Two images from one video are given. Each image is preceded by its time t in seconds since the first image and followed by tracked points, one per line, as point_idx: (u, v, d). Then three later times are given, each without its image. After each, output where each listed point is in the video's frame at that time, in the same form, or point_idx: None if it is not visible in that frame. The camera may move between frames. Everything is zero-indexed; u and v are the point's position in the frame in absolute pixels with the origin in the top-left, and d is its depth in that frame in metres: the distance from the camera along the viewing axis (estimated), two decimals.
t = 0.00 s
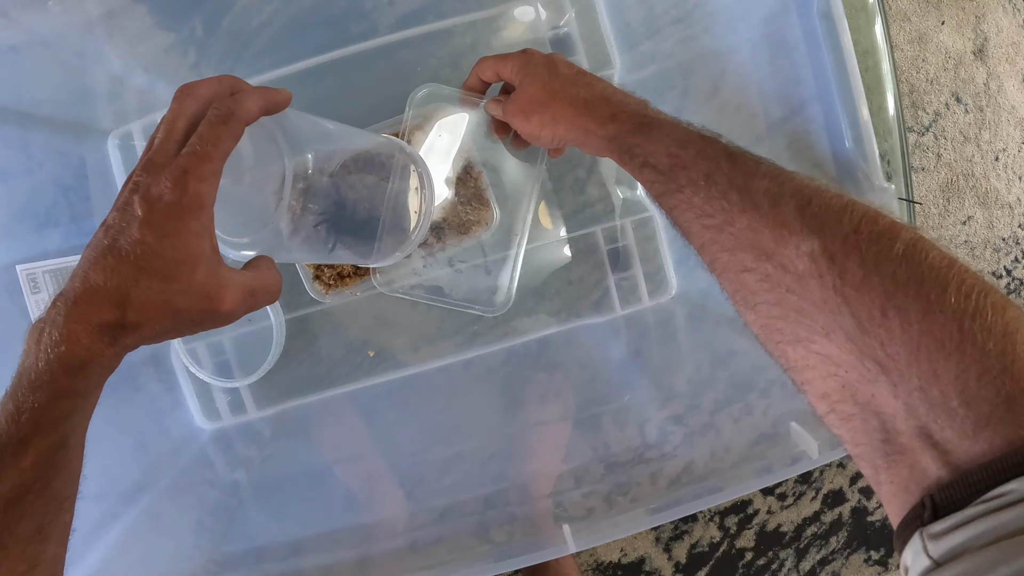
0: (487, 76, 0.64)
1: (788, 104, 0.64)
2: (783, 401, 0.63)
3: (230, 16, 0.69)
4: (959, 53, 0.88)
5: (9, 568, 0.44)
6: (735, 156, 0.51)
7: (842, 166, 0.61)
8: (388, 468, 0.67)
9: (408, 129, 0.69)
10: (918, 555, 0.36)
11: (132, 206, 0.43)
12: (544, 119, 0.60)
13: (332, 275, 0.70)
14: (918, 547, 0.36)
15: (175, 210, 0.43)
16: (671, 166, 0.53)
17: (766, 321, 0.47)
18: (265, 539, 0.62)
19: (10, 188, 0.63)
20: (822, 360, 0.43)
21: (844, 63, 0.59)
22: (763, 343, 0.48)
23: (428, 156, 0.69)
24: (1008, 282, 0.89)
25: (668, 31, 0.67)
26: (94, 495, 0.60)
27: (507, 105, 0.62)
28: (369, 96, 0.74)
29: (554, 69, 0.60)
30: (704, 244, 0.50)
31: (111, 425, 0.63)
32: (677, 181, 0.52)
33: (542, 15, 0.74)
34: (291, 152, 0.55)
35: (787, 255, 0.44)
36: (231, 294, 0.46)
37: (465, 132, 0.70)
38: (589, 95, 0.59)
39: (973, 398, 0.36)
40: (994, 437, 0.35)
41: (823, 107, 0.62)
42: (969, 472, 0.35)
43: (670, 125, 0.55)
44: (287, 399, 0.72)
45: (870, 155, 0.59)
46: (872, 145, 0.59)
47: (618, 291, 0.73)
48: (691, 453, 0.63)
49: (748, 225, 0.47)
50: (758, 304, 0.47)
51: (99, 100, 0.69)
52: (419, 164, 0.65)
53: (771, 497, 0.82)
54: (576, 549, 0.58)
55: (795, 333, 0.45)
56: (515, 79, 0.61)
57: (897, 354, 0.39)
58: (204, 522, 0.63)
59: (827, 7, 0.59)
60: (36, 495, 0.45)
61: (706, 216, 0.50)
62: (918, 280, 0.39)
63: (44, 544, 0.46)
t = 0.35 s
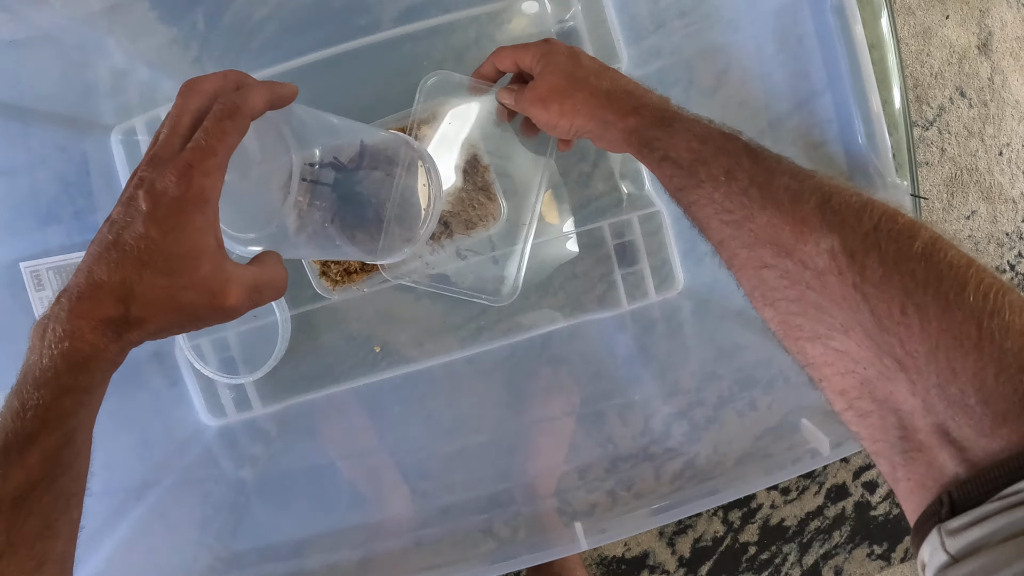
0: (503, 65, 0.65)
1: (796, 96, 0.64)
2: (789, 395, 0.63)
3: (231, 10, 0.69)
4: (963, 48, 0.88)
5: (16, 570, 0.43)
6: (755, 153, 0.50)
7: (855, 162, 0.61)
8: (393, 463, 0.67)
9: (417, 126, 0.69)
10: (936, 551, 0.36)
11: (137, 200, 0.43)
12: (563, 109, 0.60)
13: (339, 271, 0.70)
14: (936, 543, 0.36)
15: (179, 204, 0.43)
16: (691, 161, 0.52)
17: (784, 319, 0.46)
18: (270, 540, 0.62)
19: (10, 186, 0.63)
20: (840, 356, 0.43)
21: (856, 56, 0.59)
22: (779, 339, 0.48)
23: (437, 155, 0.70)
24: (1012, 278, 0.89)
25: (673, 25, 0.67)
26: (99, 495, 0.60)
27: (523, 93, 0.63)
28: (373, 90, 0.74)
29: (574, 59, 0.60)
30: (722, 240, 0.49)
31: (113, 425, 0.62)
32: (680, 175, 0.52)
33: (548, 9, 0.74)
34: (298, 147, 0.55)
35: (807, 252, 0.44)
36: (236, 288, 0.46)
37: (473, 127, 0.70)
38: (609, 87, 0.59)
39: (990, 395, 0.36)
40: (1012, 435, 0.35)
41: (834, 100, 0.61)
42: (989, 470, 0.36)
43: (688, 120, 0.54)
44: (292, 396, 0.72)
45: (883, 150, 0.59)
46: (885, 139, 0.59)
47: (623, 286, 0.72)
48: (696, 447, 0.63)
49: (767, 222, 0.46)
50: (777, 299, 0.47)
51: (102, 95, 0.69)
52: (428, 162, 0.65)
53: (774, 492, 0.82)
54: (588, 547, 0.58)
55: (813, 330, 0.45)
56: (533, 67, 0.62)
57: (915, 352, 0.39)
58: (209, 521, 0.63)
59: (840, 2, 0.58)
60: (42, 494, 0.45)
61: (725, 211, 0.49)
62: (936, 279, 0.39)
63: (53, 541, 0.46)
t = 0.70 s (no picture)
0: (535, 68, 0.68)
1: (800, 91, 0.63)
2: (791, 394, 0.63)
3: (232, 7, 0.68)
4: (965, 45, 0.88)
5: (17, 566, 0.44)
6: (772, 170, 0.50)
7: (858, 161, 0.60)
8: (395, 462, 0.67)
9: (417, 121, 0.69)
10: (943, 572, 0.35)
11: (135, 195, 0.44)
12: (580, 104, 0.61)
13: (340, 268, 0.69)
14: (944, 565, 0.36)
15: (178, 198, 0.43)
16: (707, 172, 0.51)
17: (792, 337, 0.46)
18: (272, 538, 0.62)
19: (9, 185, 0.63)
20: (848, 377, 0.43)
21: (857, 48, 0.58)
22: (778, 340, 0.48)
23: (438, 153, 0.70)
24: (1013, 274, 0.89)
25: (674, 22, 0.67)
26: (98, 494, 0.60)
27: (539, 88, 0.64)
28: (374, 86, 0.74)
29: (601, 63, 0.63)
30: (732, 255, 0.49)
31: (110, 424, 0.62)
32: (683, 173, 0.52)
33: (549, 5, 0.74)
34: (295, 144, 0.54)
35: (822, 270, 0.44)
36: (234, 281, 0.45)
37: (474, 122, 0.71)
38: (627, 91, 0.60)
39: (1002, 422, 0.36)
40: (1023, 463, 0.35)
41: (835, 95, 0.60)
42: (997, 496, 0.35)
43: (705, 138, 0.54)
44: (293, 393, 0.72)
45: (885, 150, 0.59)
46: (886, 136, 0.59)
47: (625, 283, 0.72)
48: (697, 445, 0.63)
49: (782, 239, 0.46)
50: (786, 317, 0.46)
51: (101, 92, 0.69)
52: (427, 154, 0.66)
53: (776, 488, 0.82)
54: (590, 546, 0.58)
55: (822, 349, 0.44)
56: (562, 63, 0.64)
57: (929, 376, 0.39)
58: (213, 514, 0.63)
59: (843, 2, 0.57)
60: (43, 489, 0.46)
61: (739, 225, 0.48)
62: (951, 306, 0.39)
63: (53, 537, 0.47)
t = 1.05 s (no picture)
0: (557, 76, 0.66)
1: (806, 86, 0.63)
2: (795, 390, 0.63)
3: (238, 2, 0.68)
4: (969, 42, 0.88)
5: (32, 556, 0.44)
6: (796, 195, 0.50)
7: (867, 158, 0.60)
8: (399, 457, 0.67)
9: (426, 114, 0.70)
10: None
11: (151, 185, 0.44)
12: (603, 121, 0.59)
13: (348, 263, 0.69)
14: None
15: (194, 187, 0.43)
16: (730, 194, 0.50)
17: (812, 357, 0.45)
18: (278, 531, 0.62)
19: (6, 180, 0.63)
20: (869, 398, 0.43)
21: (865, 41, 0.57)
22: (776, 340, 0.48)
23: (449, 150, 0.71)
24: (1017, 272, 0.89)
25: (680, 19, 0.67)
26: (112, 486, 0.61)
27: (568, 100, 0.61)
28: (380, 82, 0.74)
29: (630, 81, 0.60)
30: (752, 277, 0.48)
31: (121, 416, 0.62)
32: (692, 176, 0.53)
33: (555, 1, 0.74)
34: (306, 137, 0.54)
35: (844, 292, 0.44)
36: (248, 271, 0.45)
37: (483, 116, 0.71)
38: (654, 113, 0.58)
39: (1020, 440, 0.36)
40: None
41: (843, 91, 0.60)
42: (1015, 509, 0.36)
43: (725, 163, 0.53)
44: (299, 388, 0.72)
45: (893, 147, 0.59)
46: (893, 128, 0.58)
47: (632, 278, 0.72)
48: (702, 439, 0.63)
49: (806, 262, 0.46)
50: (807, 338, 0.45)
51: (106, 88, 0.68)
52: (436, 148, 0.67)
53: (779, 484, 0.82)
54: (600, 537, 0.58)
55: (843, 369, 0.44)
56: (591, 77, 0.61)
57: (947, 396, 0.39)
58: (216, 512, 0.63)
59: None
60: (57, 479, 0.46)
61: (763, 246, 0.47)
62: (970, 329, 0.39)
63: (68, 526, 0.46)
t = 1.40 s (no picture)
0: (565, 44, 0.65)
1: (809, 80, 0.63)
2: (796, 382, 0.63)
3: None
4: (970, 38, 0.88)
5: (36, 553, 0.44)
6: (797, 171, 0.50)
7: (867, 145, 0.60)
8: (399, 450, 0.67)
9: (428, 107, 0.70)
10: (959, 559, 0.36)
11: (154, 181, 0.44)
12: (606, 90, 0.58)
13: (350, 254, 0.69)
14: (960, 553, 0.36)
15: (197, 185, 0.43)
16: (730, 168, 0.51)
17: (809, 331, 0.46)
18: (281, 522, 0.63)
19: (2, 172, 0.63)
20: (867, 370, 0.43)
21: (867, 40, 0.58)
22: (772, 314, 0.49)
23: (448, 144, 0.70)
24: (1017, 267, 0.89)
25: (681, 12, 0.67)
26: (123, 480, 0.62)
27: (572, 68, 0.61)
28: (380, 76, 0.74)
29: (635, 55, 0.60)
30: (750, 250, 0.49)
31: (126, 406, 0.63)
32: (692, 148, 0.53)
33: None
34: (313, 134, 0.55)
35: (842, 265, 0.44)
36: (253, 268, 0.46)
37: (484, 108, 0.71)
38: (657, 87, 0.58)
39: (1018, 413, 0.36)
40: None
41: (845, 84, 0.60)
42: (1011, 487, 0.36)
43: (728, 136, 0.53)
44: (301, 379, 0.72)
45: (893, 135, 0.59)
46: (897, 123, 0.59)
47: (632, 271, 0.72)
48: (702, 431, 0.63)
49: (804, 235, 0.46)
50: (804, 310, 0.46)
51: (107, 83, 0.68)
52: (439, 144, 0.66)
53: (780, 479, 0.82)
54: (601, 525, 0.59)
55: (840, 342, 0.44)
56: (595, 48, 0.61)
57: (947, 369, 0.39)
58: (217, 506, 0.63)
59: None
60: (60, 477, 0.46)
61: (760, 220, 0.48)
62: (970, 302, 0.39)
63: (70, 525, 0.46)
